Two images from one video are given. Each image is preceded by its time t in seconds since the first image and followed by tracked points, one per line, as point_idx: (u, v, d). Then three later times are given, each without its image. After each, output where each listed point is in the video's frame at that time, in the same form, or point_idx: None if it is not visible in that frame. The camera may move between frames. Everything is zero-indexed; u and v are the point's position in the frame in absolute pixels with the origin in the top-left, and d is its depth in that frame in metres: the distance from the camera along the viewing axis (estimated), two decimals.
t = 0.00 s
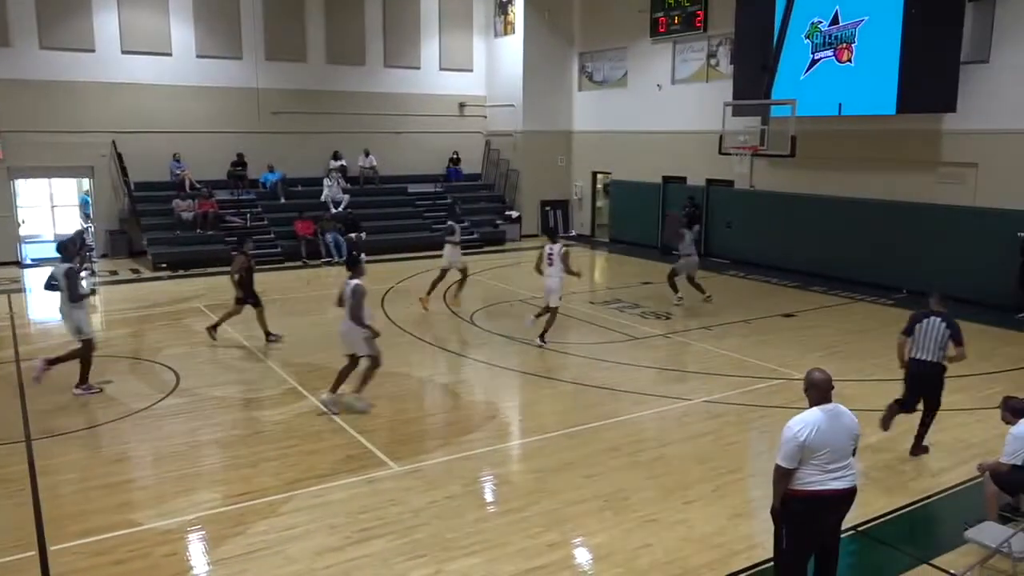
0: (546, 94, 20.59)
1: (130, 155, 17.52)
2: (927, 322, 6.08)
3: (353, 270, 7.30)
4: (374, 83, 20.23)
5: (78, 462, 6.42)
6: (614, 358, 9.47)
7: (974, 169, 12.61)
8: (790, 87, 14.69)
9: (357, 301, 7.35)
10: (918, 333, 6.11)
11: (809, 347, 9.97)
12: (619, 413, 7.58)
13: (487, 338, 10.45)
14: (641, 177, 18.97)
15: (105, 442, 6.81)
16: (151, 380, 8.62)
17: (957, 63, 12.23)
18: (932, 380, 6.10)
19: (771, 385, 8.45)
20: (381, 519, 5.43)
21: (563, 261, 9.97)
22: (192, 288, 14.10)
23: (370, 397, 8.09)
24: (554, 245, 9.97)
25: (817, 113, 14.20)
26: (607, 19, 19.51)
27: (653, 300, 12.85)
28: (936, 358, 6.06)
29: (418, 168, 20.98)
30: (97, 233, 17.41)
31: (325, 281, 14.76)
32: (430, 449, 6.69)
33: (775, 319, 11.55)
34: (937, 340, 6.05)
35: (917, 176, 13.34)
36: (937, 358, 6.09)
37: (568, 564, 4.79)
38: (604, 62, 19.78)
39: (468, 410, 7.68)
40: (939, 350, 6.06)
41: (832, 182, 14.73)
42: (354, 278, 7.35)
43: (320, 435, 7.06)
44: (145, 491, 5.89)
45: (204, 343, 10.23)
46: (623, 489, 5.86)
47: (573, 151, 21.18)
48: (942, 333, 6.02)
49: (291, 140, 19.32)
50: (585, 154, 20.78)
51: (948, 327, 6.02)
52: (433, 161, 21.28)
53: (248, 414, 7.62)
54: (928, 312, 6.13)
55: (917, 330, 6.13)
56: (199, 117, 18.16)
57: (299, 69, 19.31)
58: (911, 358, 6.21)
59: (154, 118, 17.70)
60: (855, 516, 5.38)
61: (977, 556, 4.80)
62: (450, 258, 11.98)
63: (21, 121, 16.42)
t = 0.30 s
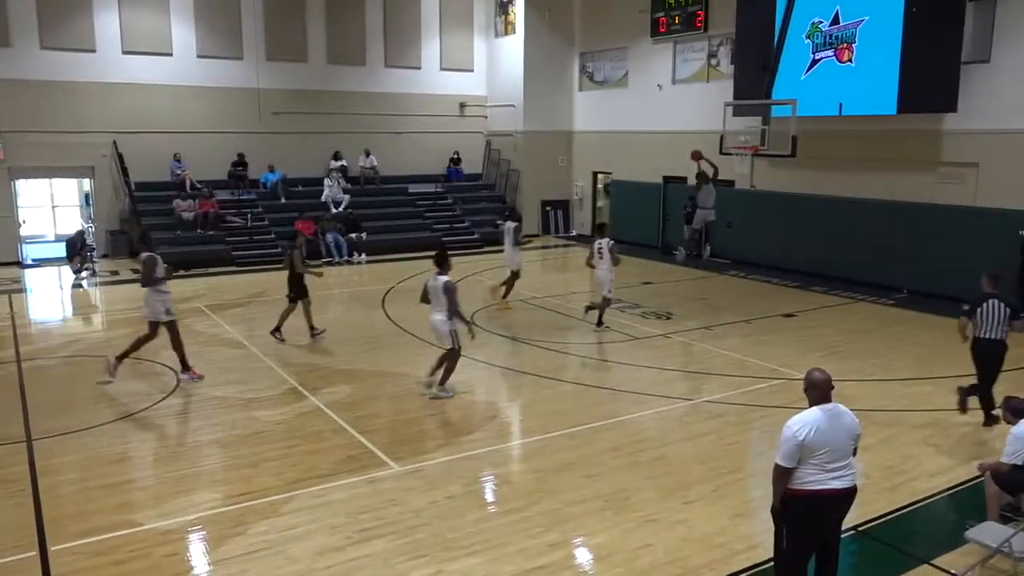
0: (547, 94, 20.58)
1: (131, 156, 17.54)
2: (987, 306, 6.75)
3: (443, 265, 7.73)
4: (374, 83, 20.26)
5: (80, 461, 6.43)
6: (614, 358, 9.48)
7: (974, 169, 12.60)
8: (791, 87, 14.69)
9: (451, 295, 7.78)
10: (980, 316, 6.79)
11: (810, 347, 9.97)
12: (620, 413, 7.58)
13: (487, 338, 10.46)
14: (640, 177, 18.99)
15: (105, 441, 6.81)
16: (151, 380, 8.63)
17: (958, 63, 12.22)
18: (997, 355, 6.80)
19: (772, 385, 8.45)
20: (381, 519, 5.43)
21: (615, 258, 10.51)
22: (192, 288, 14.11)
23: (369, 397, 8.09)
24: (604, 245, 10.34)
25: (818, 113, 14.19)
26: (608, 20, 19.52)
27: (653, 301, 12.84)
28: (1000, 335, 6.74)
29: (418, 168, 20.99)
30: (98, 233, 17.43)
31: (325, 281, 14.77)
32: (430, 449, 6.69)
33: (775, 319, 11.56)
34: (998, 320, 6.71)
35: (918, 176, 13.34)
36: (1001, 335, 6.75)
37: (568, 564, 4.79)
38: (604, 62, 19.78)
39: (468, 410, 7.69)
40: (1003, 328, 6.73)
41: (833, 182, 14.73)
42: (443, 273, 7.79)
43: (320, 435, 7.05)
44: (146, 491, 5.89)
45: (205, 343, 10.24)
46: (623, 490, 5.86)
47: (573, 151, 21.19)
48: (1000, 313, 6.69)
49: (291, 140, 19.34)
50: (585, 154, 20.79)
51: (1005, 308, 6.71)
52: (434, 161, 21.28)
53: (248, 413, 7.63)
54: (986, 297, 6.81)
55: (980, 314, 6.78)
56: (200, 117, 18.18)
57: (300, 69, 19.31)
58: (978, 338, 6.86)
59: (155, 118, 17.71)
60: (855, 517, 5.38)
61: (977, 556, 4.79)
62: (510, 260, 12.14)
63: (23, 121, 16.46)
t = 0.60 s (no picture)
0: (547, 94, 20.57)
1: (130, 156, 17.54)
2: None
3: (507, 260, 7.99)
4: (374, 83, 20.26)
5: (80, 461, 6.43)
6: (614, 358, 9.48)
7: (974, 169, 12.58)
8: (791, 87, 14.69)
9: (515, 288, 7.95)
10: None
11: (810, 347, 9.98)
12: (619, 413, 7.57)
13: (487, 339, 10.46)
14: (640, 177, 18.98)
15: (105, 441, 6.81)
16: (151, 380, 8.63)
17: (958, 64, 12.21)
18: None
19: (772, 385, 8.45)
20: (380, 519, 5.43)
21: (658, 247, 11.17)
22: (192, 288, 14.10)
23: (369, 397, 8.09)
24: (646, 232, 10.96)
25: (818, 112, 14.18)
26: (608, 20, 19.51)
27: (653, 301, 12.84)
28: None
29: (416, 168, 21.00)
30: (98, 233, 17.42)
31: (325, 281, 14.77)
32: (429, 449, 6.69)
33: (775, 319, 11.56)
34: None
35: (917, 176, 13.34)
36: None
37: (568, 563, 4.79)
38: (604, 62, 19.78)
39: (468, 410, 7.68)
40: None
41: (833, 182, 14.74)
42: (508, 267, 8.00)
43: (320, 435, 7.05)
44: (146, 491, 5.88)
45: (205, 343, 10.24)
46: (623, 490, 5.86)
47: (572, 151, 21.19)
48: None
49: (291, 140, 19.34)
50: (585, 154, 20.79)
51: None
52: (434, 161, 21.29)
53: (248, 414, 7.62)
54: None
55: None
56: (199, 117, 18.17)
57: (300, 70, 19.30)
58: None
59: (154, 118, 17.71)
60: (855, 517, 5.37)
61: (977, 557, 4.79)
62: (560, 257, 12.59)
63: (22, 121, 16.46)
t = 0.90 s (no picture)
0: (548, 95, 20.57)
1: (131, 156, 17.55)
2: None
3: (560, 258, 8.14)
4: (376, 83, 20.26)
5: (81, 461, 6.42)
6: (614, 358, 9.47)
7: (976, 169, 12.56)
8: (792, 87, 14.68)
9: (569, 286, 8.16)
10: None
11: (811, 347, 9.97)
12: (621, 413, 7.57)
13: (488, 338, 10.45)
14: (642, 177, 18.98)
15: (107, 440, 6.82)
16: (151, 380, 8.64)
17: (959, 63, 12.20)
18: None
19: (774, 385, 8.44)
20: (381, 518, 5.43)
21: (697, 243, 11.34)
22: (193, 288, 14.10)
23: (370, 397, 8.10)
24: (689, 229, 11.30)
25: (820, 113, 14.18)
26: (609, 20, 19.49)
27: (654, 301, 12.83)
28: None
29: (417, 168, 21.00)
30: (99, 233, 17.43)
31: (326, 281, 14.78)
32: (430, 449, 6.69)
33: (777, 319, 11.55)
34: None
35: (920, 176, 13.32)
36: None
37: (569, 564, 4.79)
38: (606, 62, 19.76)
39: (468, 410, 7.68)
40: None
41: (833, 182, 14.74)
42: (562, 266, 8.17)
43: (321, 435, 7.05)
44: (147, 490, 5.88)
45: (206, 343, 10.24)
46: (624, 490, 5.86)
47: (574, 151, 21.19)
48: None
49: (292, 140, 19.35)
50: (586, 154, 20.78)
51: None
52: (435, 161, 21.29)
53: (249, 413, 7.62)
54: None
55: None
56: (200, 117, 18.18)
57: (301, 70, 19.31)
58: None
59: (156, 117, 17.73)
60: (856, 517, 5.37)
61: (979, 557, 4.78)
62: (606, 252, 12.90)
63: (24, 120, 16.47)
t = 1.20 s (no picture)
0: (566, 94, 20.53)
1: (152, 156, 17.72)
2: None
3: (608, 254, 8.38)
4: (395, 83, 20.34)
5: (103, 457, 6.49)
6: (632, 359, 9.44)
7: (1001, 169, 12.40)
8: (812, 87, 14.56)
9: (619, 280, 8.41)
10: None
11: (831, 348, 9.89)
12: (638, 414, 7.55)
13: (506, 338, 10.45)
14: (660, 176, 18.90)
15: (129, 436, 6.89)
16: (172, 377, 8.71)
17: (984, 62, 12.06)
18: None
19: (793, 386, 8.37)
20: (398, 517, 5.45)
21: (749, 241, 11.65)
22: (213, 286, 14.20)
23: (388, 396, 8.12)
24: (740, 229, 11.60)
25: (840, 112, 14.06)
26: (628, 19, 19.42)
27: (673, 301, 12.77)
28: None
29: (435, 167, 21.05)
30: (121, 232, 17.61)
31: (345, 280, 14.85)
32: (447, 448, 6.70)
33: (796, 320, 11.46)
34: None
35: (942, 176, 13.16)
36: None
37: (587, 564, 4.78)
38: (624, 62, 19.70)
39: (485, 409, 7.69)
40: None
41: (854, 182, 14.61)
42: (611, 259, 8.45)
43: (339, 433, 7.09)
44: (167, 487, 5.94)
45: (226, 341, 10.33)
46: (641, 491, 5.84)
47: (592, 150, 21.14)
48: None
49: (311, 140, 19.45)
50: (604, 154, 20.73)
51: None
52: (453, 161, 21.33)
53: (268, 411, 7.68)
54: None
55: None
56: (221, 117, 18.32)
57: (320, 70, 19.40)
58: None
59: (177, 117, 17.88)
60: (876, 520, 5.32)
61: (1002, 562, 4.73)
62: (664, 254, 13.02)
63: (48, 121, 16.67)
